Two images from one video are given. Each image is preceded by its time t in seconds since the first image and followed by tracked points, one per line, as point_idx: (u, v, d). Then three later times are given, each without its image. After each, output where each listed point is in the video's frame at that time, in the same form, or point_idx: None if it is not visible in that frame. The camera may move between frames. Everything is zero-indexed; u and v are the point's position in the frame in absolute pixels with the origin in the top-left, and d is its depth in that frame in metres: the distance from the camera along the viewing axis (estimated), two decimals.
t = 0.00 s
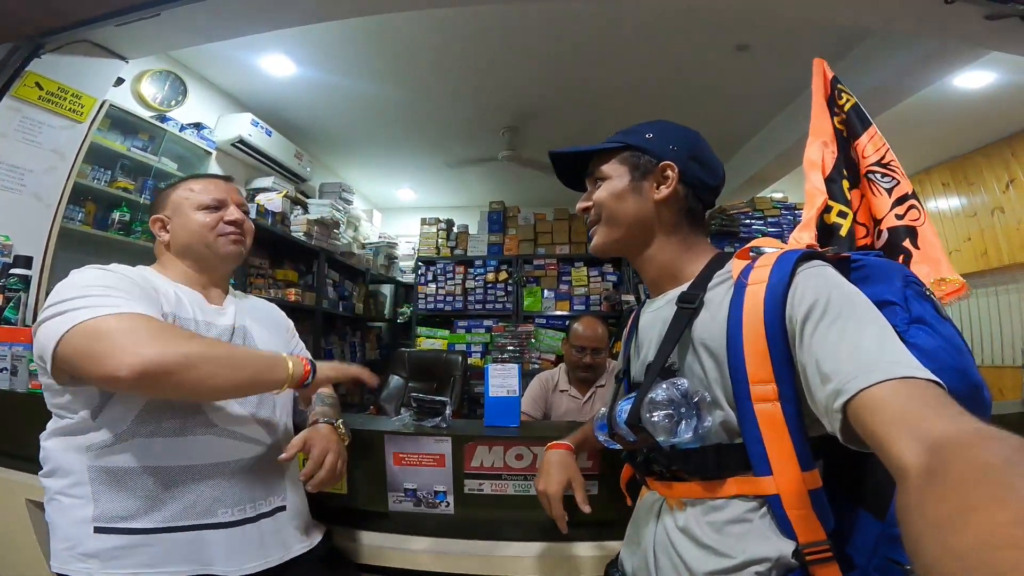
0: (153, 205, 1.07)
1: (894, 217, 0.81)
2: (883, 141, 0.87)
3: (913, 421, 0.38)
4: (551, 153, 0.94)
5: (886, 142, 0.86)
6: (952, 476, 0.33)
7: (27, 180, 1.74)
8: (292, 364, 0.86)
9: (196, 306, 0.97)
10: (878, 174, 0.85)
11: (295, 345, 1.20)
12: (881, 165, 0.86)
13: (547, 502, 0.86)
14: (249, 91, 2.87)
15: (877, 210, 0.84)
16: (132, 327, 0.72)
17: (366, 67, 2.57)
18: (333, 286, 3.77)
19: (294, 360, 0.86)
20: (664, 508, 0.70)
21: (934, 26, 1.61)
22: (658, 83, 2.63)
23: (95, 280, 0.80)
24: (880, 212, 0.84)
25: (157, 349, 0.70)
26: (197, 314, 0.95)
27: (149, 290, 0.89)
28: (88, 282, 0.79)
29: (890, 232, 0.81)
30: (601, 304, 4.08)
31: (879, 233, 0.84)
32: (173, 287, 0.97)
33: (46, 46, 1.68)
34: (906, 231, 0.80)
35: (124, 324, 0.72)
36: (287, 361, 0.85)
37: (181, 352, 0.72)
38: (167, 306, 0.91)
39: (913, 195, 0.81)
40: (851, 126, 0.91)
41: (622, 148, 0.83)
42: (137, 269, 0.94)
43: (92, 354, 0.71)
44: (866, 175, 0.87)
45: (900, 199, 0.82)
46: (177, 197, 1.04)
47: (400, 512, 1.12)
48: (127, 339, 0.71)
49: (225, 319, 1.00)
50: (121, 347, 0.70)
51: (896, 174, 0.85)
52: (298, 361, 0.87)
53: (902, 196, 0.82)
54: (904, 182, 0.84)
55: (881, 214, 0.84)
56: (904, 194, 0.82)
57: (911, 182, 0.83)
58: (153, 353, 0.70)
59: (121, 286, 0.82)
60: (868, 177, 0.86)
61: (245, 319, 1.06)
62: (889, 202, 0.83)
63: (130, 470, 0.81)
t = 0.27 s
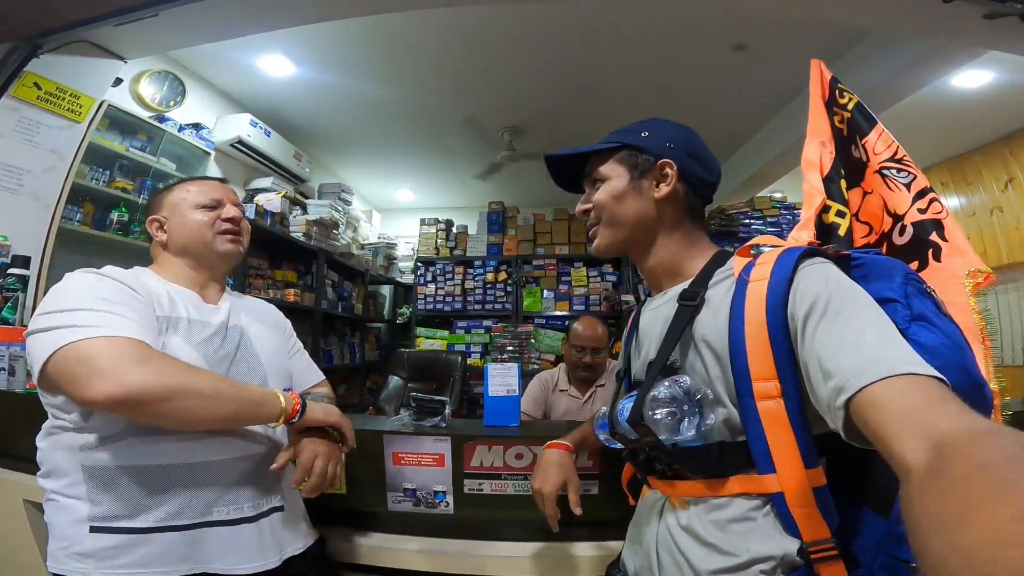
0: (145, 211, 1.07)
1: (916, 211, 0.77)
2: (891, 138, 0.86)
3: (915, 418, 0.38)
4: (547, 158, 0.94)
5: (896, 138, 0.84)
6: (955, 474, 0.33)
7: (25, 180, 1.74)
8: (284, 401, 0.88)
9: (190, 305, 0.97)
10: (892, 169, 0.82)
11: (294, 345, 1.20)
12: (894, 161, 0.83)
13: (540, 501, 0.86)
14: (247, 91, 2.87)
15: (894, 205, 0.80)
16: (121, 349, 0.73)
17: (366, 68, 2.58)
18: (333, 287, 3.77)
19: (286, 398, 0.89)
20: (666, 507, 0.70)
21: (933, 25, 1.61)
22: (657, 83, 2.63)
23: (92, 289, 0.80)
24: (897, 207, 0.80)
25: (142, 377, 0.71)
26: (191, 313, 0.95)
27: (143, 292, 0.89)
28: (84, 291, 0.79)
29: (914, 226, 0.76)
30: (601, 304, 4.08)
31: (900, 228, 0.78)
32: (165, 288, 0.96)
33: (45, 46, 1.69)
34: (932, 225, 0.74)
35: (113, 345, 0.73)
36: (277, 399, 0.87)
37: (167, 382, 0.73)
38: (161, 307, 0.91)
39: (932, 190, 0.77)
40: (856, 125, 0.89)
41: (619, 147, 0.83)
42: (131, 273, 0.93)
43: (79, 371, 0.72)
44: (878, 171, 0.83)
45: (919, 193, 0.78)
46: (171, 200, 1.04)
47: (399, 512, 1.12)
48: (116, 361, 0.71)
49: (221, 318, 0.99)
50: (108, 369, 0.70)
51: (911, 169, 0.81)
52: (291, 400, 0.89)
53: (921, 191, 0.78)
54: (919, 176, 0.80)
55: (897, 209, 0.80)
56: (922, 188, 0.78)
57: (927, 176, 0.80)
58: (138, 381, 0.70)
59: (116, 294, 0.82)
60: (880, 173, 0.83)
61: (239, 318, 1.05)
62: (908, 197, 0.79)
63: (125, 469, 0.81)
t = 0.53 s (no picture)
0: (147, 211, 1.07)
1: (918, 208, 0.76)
2: (889, 138, 0.86)
3: (911, 419, 0.38)
4: (544, 159, 0.93)
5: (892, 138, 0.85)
6: (950, 474, 0.33)
7: (24, 182, 1.74)
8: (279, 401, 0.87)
9: (189, 308, 0.97)
10: (891, 168, 0.82)
11: (293, 346, 1.20)
12: (892, 161, 0.83)
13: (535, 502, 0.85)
14: (246, 93, 2.87)
15: (895, 204, 0.79)
16: (113, 353, 0.72)
17: (364, 70, 2.58)
18: (332, 288, 3.77)
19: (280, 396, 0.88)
20: (665, 508, 0.70)
21: (929, 26, 1.62)
22: (655, 83, 2.64)
23: (86, 292, 0.79)
24: (898, 205, 0.79)
25: (134, 380, 0.70)
26: (188, 316, 0.95)
27: (139, 293, 0.88)
28: (78, 295, 0.78)
29: (917, 224, 0.75)
30: (600, 305, 4.08)
31: (904, 226, 0.77)
32: (162, 288, 0.96)
33: (43, 48, 1.67)
34: (935, 222, 0.73)
35: (104, 349, 0.72)
36: (272, 399, 0.86)
37: (161, 387, 0.72)
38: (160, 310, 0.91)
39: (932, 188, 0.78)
40: (852, 125, 0.90)
41: (615, 150, 0.83)
42: (128, 273, 0.93)
43: (72, 378, 0.71)
44: (878, 170, 0.84)
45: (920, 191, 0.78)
46: (172, 201, 1.04)
47: (397, 513, 1.11)
48: (107, 366, 0.71)
49: (219, 322, 0.99)
50: (99, 375, 0.70)
51: (911, 168, 0.82)
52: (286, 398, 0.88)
53: (920, 189, 0.78)
54: (919, 175, 0.81)
55: (898, 207, 0.79)
56: (922, 186, 0.78)
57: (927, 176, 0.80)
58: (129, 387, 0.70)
59: (110, 296, 0.81)
60: (879, 171, 0.83)
61: (237, 320, 1.05)
62: (909, 195, 0.78)
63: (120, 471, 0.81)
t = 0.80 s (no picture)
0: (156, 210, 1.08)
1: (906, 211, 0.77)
2: (881, 140, 0.86)
3: (913, 419, 0.38)
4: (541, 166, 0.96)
5: (885, 140, 0.85)
6: (953, 475, 0.33)
7: (24, 186, 1.74)
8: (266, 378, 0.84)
9: (187, 309, 0.97)
10: (882, 170, 0.83)
11: (294, 347, 1.21)
12: (884, 163, 0.84)
13: (531, 501, 0.85)
14: (246, 96, 2.88)
15: (886, 206, 0.80)
16: (100, 363, 0.72)
17: (363, 72, 2.59)
18: (332, 290, 3.77)
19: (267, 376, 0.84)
20: (665, 509, 0.70)
21: (925, 24, 1.62)
22: (653, 84, 2.64)
23: (79, 297, 0.80)
24: (888, 207, 0.80)
25: (121, 391, 0.70)
26: (187, 317, 0.96)
27: (134, 295, 0.89)
28: (70, 301, 0.79)
29: (904, 226, 0.76)
30: (600, 305, 4.08)
31: (891, 228, 0.78)
32: (157, 288, 0.96)
33: (42, 52, 1.68)
34: (921, 225, 0.74)
35: (93, 361, 0.72)
36: (260, 380, 0.83)
37: (138, 388, 0.71)
38: (154, 310, 0.91)
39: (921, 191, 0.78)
40: (847, 126, 0.90)
41: (606, 151, 0.84)
42: (127, 276, 0.94)
43: (63, 396, 0.72)
44: (870, 172, 0.84)
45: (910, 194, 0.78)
46: (179, 204, 1.05)
47: (398, 513, 1.11)
48: (93, 376, 0.71)
49: (218, 322, 0.99)
50: (88, 384, 0.70)
51: (901, 171, 0.82)
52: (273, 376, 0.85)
53: (910, 192, 0.79)
54: (909, 178, 0.81)
55: (888, 209, 0.80)
56: (912, 189, 0.78)
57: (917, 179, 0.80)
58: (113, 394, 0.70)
59: (104, 303, 0.81)
60: (871, 173, 0.83)
61: (236, 322, 1.05)
62: (898, 197, 0.79)
63: (120, 471, 0.81)
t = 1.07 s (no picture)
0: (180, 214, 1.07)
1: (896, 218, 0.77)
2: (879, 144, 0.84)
3: (902, 423, 0.38)
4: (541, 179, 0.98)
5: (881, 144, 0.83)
6: (942, 478, 0.33)
7: (27, 193, 1.75)
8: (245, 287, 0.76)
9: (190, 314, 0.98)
10: (876, 176, 0.82)
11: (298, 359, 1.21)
12: (879, 168, 0.82)
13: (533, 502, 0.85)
14: (246, 101, 2.90)
15: (877, 212, 0.80)
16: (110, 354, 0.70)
17: (363, 76, 2.60)
18: (335, 294, 3.78)
19: (236, 279, 0.76)
20: (661, 511, 0.70)
21: (923, 23, 1.62)
22: (652, 85, 2.65)
23: (86, 300, 0.81)
24: (880, 213, 0.79)
25: (141, 375, 0.69)
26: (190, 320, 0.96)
27: (141, 298, 0.90)
28: (77, 304, 0.80)
29: (892, 233, 0.76)
30: (601, 307, 4.07)
31: (881, 234, 0.78)
32: (168, 297, 0.97)
33: (43, 58, 1.69)
34: (910, 233, 0.74)
35: (102, 353, 0.71)
36: (238, 289, 0.75)
37: (152, 369, 0.69)
38: (158, 311, 0.92)
39: (913, 198, 0.77)
40: (846, 129, 0.88)
41: (599, 163, 0.87)
42: (138, 283, 0.96)
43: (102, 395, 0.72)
44: (865, 177, 0.83)
45: (901, 199, 0.77)
46: (202, 216, 1.01)
47: (399, 516, 1.11)
48: (109, 368, 0.69)
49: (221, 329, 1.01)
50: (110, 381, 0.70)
51: (896, 176, 0.80)
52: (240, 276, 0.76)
53: (903, 199, 0.78)
54: (904, 183, 0.79)
55: (880, 215, 0.80)
56: (904, 196, 0.77)
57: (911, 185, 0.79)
58: (140, 385, 0.69)
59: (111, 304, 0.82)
60: (866, 179, 0.83)
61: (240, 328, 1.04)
62: (889, 204, 0.78)
63: (129, 472, 0.82)
